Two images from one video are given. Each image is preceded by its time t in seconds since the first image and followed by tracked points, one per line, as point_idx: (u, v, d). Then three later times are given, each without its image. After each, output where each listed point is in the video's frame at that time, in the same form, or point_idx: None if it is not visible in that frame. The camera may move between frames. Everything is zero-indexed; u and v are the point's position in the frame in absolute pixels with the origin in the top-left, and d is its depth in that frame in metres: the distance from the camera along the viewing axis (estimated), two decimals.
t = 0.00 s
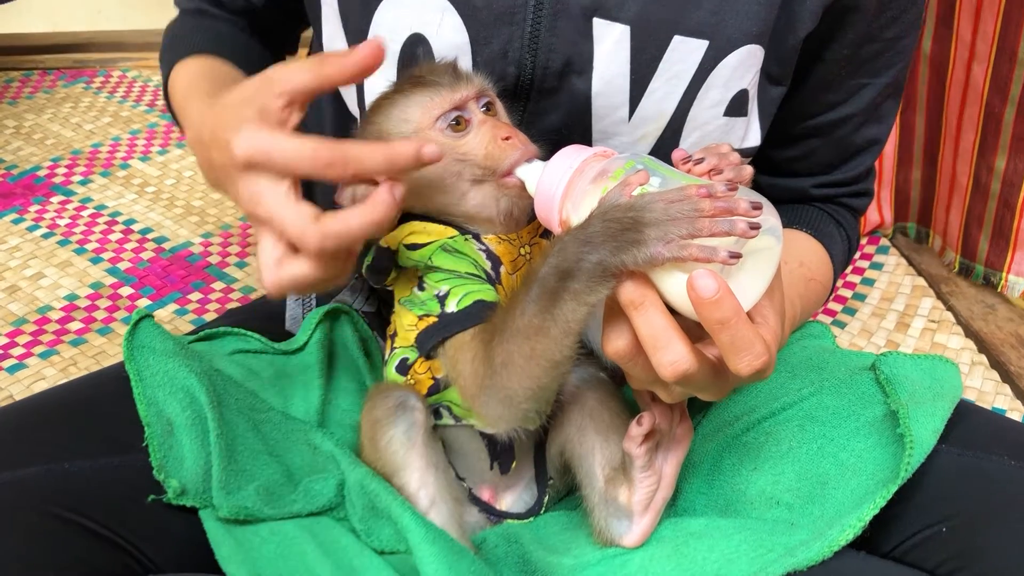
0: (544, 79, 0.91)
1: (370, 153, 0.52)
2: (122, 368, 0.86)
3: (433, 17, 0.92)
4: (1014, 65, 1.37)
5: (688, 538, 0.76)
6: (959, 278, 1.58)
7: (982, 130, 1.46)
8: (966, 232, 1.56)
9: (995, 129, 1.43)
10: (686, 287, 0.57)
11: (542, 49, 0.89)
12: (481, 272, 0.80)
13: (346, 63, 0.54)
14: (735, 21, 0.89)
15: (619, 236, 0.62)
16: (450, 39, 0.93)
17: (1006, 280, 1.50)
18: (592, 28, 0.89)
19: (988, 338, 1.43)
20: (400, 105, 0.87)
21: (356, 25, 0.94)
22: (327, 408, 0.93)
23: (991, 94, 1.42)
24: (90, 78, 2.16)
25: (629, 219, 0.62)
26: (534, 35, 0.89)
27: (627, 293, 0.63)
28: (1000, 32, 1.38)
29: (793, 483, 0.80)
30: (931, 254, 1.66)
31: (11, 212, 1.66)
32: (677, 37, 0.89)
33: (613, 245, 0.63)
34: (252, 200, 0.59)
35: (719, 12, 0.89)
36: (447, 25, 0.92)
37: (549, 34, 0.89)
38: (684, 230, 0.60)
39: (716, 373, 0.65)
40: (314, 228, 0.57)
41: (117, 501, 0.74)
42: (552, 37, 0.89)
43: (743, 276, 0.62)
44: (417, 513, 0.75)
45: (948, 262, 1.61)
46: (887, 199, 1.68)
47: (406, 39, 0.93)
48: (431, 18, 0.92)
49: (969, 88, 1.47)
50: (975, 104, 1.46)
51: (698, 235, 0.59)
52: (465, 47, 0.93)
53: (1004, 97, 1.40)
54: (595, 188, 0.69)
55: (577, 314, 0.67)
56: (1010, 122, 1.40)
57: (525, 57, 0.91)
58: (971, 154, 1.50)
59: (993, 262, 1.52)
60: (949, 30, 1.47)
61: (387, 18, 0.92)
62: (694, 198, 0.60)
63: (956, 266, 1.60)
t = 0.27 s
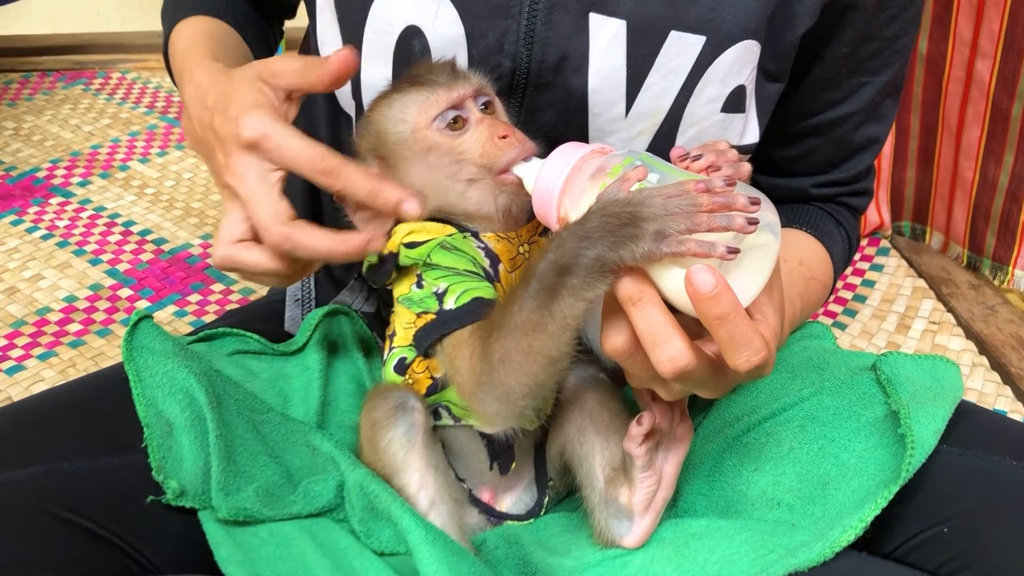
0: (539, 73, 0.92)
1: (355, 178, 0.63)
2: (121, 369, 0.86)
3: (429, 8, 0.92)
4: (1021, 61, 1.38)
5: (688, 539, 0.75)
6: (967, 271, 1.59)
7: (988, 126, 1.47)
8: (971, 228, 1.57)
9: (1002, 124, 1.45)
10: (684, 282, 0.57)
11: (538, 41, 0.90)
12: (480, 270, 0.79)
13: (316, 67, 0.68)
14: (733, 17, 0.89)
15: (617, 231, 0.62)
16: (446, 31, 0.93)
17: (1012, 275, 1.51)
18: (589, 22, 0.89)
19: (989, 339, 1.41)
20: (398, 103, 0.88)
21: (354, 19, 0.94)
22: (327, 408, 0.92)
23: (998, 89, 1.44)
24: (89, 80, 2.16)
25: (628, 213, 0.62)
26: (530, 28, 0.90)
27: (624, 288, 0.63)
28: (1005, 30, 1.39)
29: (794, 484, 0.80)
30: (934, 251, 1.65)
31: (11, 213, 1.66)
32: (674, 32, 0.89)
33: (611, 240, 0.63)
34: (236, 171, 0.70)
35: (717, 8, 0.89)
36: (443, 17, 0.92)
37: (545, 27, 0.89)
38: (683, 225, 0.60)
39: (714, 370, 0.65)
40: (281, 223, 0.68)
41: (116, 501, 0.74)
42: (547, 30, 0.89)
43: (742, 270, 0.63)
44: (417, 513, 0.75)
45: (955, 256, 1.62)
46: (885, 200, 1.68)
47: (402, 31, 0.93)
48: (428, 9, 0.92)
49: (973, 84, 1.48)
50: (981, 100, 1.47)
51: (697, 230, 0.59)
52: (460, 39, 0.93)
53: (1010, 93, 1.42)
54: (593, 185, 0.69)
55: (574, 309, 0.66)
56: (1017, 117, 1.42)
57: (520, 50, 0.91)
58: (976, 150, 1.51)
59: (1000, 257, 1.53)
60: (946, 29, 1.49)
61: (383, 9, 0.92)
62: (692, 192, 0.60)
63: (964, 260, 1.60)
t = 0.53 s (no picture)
0: (537, 71, 0.92)
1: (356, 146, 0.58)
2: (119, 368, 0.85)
3: (427, 6, 0.92)
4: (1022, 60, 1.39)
5: (687, 538, 0.75)
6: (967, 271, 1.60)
7: (988, 126, 1.48)
8: (972, 225, 1.57)
9: (1003, 124, 1.45)
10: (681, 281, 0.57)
11: (535, 40, 0.90)
12: (477, 269, 0.79)
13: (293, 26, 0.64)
14: (731, 15, 0.88)
15: (613, 230, 0.62)
16: (444, 29, 0.93)
17: (1012, 274, 1.52)
18: (587, 21, 0.89)
19: (988, 339, 1.42)
20: (396, 101, 0.88)
21: (353, 17, 0.95)
22: (326, 407, 0.92)
23: (998, 88, 1.44)
24: (89, 79, 2.17)
25: (623, 211, 0.62)
26: (527, 26, 0.90)
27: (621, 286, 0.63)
28: (1006, 29, 1.39)
29: (792, 483, 0.80)
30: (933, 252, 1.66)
31: (10, 212, 1.66)
32: (672, 30, 0.89)
33: (607, 239, 0.63)
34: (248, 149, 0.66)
35: (715, 6, 0.88)
36: (441, 14, 0.92)
37: (543, 26, 0.89)
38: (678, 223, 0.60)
39: (710, 368, 0.65)
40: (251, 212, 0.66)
41: (115, 500, 0.74)
42: (544, 29, 0.90)
43: (738, 270, 0.62)
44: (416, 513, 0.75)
45: (956, 255, 1.63)
46: (883, 200, 1.68)
47: (399, 30, 0.93)
48: (425, 7, 0.92)
49: (973, 84, 1.48)
50: (980, 100, 1.47)
51: (693, 228, 0.59)
52: (457, 37, 0.93)
53: (1011, 93, 1.42)
54: (590, 183, 0.69)
55: (570, 307, 0.67)
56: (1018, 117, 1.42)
57: (517, 48, 0.91)
58: (977, 150, 1.51)
59: (1000, 256, 1.53)
60: (945, 29, 1.48)
61: (381, 8, 0.92)
62: (689, 191, 0.60)
63: (964, 259, 1.61)
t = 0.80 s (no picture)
0: (536, 71, 0.92)
1: (372, 198, 0.69)
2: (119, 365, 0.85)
3: (426, 6, 0.92)
4: (1011, 64, 1.37)
5: (684, 536, 0.76)
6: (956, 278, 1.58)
7: (978, 132, 1.46)
8: (962, 231, 1.55)
9: (991, 128, 1.43)
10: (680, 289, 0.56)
11: (535, 41, 0.90)
12: (478, 270, 0.79)
13: (307, 94, 0.70)
14: (731, 15, 0.89)
15: (613, 239, 0.62)
16: (443, 29, 0.93)
17: (1001, 280, 1.50)
18: (586, 22, 0.89)
19: (986, 338, 1.42)
20: (394, 106, 0.88)
21: (353, 17, 0.95)
22: (325, 404, 0.93)
23: (988, 93, 1.42)
24: (88, 78, 2.17)
25: (621, 220, 0.62)
26: (527, 26, 0.90)
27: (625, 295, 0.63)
28: (996, 32, 1.38)
29: (789, 481, 0.80)
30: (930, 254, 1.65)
31: (10, 210, 1.66)
32: (672, 31, 0.90)
33: (606, 249, 0.62)
34: (261, 191, 0.75)
35: (715, 7, 0.89)
36: (440, 15, 0.92)
37: (543, 26, 0.90)
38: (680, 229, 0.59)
39: (710, 371, 0.65)
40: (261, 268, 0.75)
41: (115, 496, 0.74)
42: (544, 29, 0.90)
43: (736, 275, 0.63)
44: (416, 511, 0.75)
45: (946, 261, 1.61)
46: (882, 201, 1.69)
47: (399, 30, 0.93)
48: (424, 7, 0.92)
49: (964, 87, 1.46)
50: (971, 104, 1.46)
51: (690, 235, 0.59)
52: (457, 38, 0.93)
53: (1000, 96, 1.40)
54: (589, 188, 0.69)
55: (572, 316, 0.66)
56: (1006, 121, 1.40)
57: (517, 48, 0.91)
58: (967, 154, 1.50)
59: (988, 262, 1.52)
60: (943, 29, 1.48)
61: (381, 8, 0.93)
62: (687, 199, 0.60)
63: (953, 265, 1.60)
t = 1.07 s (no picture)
0: (537, 69, 0.92)
1: (385, 204, 0.74)
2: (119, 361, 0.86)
3: (426, 5, 0.93)
4: (1006, 68, 1.37)
5: (683, 533, 0.76)
6: (951, 287, 1.58)
7: (974, 134, 1.46)
8: (957, 238, 1.56)
9: (986, 134, 1.43)
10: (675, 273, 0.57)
11: (535, 39, 0.91)
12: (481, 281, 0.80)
13: (305, 94, 0.71)
14: (730, 14, 0.89)
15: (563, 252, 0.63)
16: (443, 28, 0.93)
17: (995, 287, 1.50)
18: (586, 20, 0.90)
19: (986, 337, 1.45)
20: (399, 96, 0.88)
21: (354, 15, 0.95)
22: (325, 402, 0.93)
23: (983, 97, 1.42)
24: (89, 76, 2.17)
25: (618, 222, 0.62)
26: (527, 25, 0.90)
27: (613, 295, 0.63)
28: (991, 35, 1.38)
29: (788, 478, 0.81)
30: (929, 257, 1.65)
31: (10, 207, 1.66)
32: (672, 30, 0.90)
33: (523, 271, 0.66)
34: (289, 205, 0.81)
35: (714, 6, 0.89)
36: (441, 14, 0.92)
37: (543, 25, 0.90)
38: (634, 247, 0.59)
39: (705, 361, 0.65)
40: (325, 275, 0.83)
41: (116, 491, 0.74)
42: (544, 28, 0.90)
43: (729, 266, 0.63)
44: (416, 509, 0.76)
45: (941, 268, 1.60)
46: (886, 199, 1.69)
47: (400, 28, 0.94)
48: (425, 6, 0.93)
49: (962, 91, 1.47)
50: (968, 108, 1.46)
51: (584, 261, 0.61)
52: (457, 36, 0.93)
53: (995, 102, 1.40)
54: (588, 173, 0.68)
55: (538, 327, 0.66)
56: (1000, 127, 1.40)
57: (518, 46, 0.91)
58: (963, 158, 1.49)
59: (983, 269, 1.51)
60: (947, 31, 1.48)
61: (383, 7, 0.93)
62: (584, 221, 0.61)
63: (947, 273, 1.59)
